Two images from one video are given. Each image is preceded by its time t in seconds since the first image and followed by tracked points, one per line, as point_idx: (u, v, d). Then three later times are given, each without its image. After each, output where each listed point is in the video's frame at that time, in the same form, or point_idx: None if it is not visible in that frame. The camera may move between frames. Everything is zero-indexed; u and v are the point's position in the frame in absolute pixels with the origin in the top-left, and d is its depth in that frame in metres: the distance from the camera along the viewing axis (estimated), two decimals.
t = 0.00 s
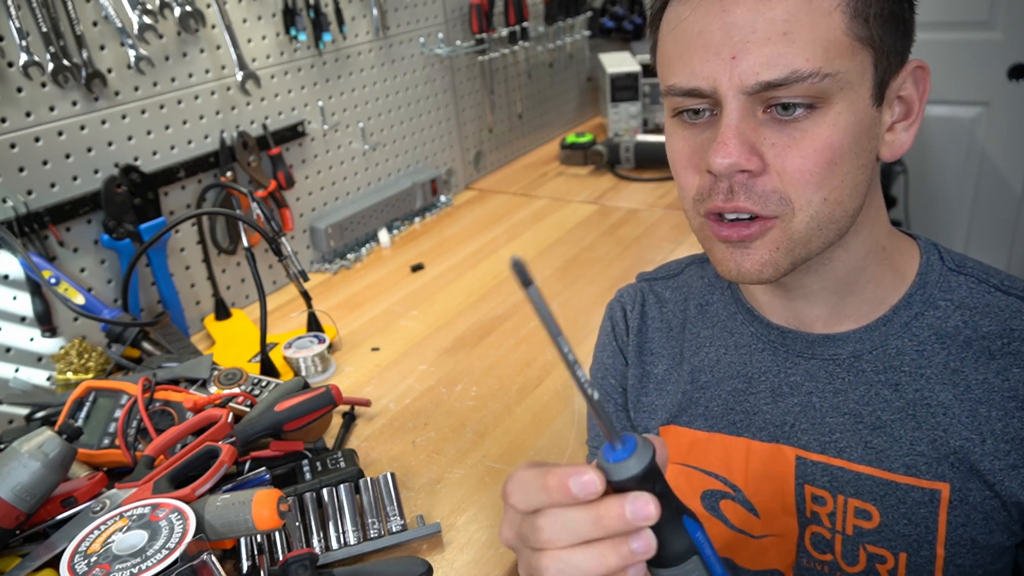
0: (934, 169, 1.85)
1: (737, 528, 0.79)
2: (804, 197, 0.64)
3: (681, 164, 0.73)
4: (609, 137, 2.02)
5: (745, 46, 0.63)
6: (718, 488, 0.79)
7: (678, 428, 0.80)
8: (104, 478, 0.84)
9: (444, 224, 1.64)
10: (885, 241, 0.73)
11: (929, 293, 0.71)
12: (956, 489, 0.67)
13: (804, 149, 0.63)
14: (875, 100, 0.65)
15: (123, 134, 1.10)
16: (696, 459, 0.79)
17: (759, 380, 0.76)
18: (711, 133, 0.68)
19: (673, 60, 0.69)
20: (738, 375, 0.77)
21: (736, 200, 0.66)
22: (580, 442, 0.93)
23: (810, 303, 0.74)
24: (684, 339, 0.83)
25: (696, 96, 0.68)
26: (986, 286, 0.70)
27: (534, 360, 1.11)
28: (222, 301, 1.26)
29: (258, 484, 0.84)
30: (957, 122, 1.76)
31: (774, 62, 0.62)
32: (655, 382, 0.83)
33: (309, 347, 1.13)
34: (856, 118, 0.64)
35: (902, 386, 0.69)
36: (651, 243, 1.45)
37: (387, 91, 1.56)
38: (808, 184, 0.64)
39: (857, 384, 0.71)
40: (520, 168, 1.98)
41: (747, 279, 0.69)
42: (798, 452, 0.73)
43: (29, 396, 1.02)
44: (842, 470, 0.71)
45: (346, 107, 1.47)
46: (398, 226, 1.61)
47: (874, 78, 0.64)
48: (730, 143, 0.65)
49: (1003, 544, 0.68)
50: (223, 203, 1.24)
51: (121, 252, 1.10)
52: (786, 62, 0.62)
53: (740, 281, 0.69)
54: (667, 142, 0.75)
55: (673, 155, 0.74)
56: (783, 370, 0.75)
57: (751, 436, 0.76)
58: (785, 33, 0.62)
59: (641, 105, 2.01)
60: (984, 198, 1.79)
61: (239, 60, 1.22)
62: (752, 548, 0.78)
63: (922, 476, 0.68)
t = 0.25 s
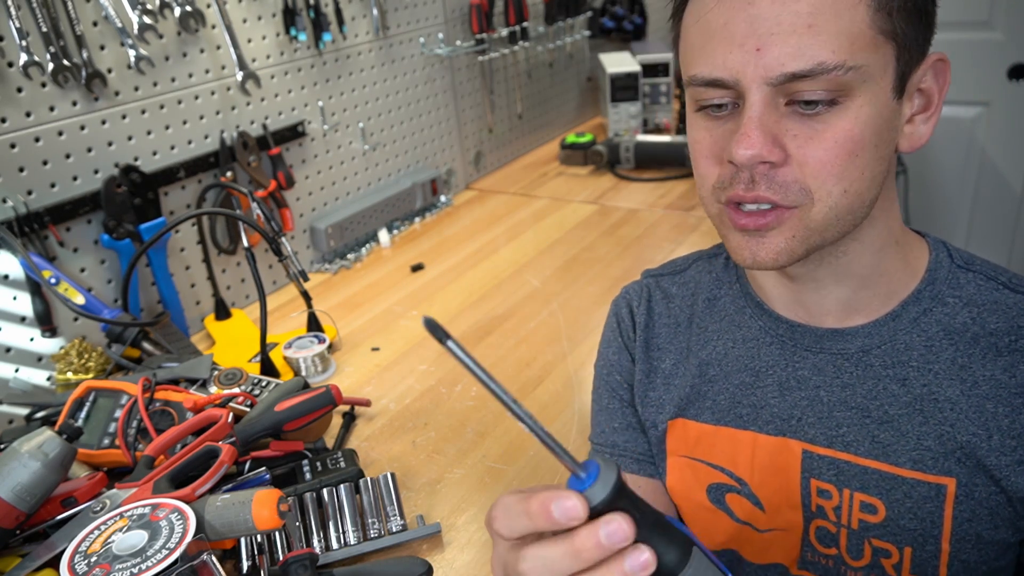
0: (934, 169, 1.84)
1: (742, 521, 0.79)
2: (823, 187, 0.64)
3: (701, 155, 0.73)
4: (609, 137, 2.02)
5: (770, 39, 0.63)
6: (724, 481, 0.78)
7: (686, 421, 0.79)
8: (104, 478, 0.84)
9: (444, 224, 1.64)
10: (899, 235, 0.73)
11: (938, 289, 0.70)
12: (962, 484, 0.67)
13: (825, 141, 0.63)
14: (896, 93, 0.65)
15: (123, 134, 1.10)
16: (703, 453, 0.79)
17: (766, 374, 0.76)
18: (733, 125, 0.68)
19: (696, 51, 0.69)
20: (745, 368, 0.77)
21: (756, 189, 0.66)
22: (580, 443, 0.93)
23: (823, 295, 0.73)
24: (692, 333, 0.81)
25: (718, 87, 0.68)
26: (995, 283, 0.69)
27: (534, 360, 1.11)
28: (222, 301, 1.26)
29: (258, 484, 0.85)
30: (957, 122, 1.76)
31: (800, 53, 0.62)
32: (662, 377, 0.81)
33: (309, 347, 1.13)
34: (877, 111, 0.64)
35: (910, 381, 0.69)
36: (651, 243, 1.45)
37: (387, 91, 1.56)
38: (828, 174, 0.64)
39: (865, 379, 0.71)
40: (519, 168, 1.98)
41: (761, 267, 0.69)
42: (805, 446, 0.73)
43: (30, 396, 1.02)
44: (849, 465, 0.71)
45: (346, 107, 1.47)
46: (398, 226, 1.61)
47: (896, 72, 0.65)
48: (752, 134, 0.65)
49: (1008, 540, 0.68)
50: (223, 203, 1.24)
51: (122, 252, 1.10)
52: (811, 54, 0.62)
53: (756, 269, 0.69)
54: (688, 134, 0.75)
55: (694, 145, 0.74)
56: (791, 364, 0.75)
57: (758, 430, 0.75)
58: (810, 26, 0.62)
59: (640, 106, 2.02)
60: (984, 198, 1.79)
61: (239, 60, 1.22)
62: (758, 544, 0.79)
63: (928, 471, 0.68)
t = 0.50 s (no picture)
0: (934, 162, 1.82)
1: (748, 516, 0.79)
2: (837, 184, 0.65)
3: (719, 149, 0.73)
4: (609, 137, 2.02)
5: (791, 32, 0.63)
6: (731, 476, 0.78)
7: (694, 415, 0.80)
8: (104, 478, 0.84)
9: (444, 224, 1.64)
10: (909, 233, 0.73)
11: (947, 286, 0.71)
12: (971, 480, 0.67)
13: (842, 137, 0.63)
14: (914, 90, 0.65)
15: (123, 134, 1.10)
16: (710, 446, 0.79)
17: (776, 368, 0.76)
18: (750, 119, 0.68)
19: (714, 44, 0.69)
20: (755, 363, 0.77)
21: (772, 182, 0.66)
22: (580, 443, 0.93)
23: (833, 296, 0.74)
24: (700, 328, 0.81)
25: (736, 81, 0.68)
26: (1005, 281, 0.70)
27: (534, 360, 1.11)
28: (222, 301, 1.26)
29: (258, 484, 0.85)
30: (957, 123, 1.76)
31: (821, 47, 0.62)
32: (671, 372, 0.81)
33: (309, 347, 1.13)
34: (895, 107, 0.64)
35: (920, 376, 0.69)
36: (651, 243, 1.44)
37: (387, 91, 1.56)
38: (844, 170, 0.64)
39: (875, 373, 0.71)
40: (519, 168, 1.98)
41: (777, 269, 0.69)
42: (814, 441, 0.73)
43: (30, 396, 1.02)
44: (858, 459, 0.71)
45: (346, 107, 1.47)
46: (398, 226, 1.61)
47: (914, 68, 0.65)
48: (770, 128, 0.65)
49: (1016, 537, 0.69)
50: (223, 203, 1.24)
51: (121, 252, 1.10)
52: (832, 48, 0.62)
53: (772, 270, 0.70)
54: (705, 129, 0.75)
55: (711, 139, 0.74)
56: (801, 359, 0.75)
57: (767, 425, 0.75)
58: (831, 21, 0.61)
59: (641, 106, 2.02)
60: (984, 198, 1.79)
61: (239, 60, 1.22)
62: (764, 539, 0.79)
63: (937, 465, 0.68)
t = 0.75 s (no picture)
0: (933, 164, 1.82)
1: (756, 514, 0.79)
2: (862, 177, 0.65)
3: (740, 141, 0.73)
4: (609, 137, 2.02)
5: (820, 24, 0.63)
6: (739, 473, 0.79)
7: (703, 412, 0.79)
8: (104, 478, 0.84)
9: (444, 224, 1.64)
10: (928, 232, 0.74)
11: (963, 288, 0.71)
12: (984, 482, 0.67)
13: (868, 131, 0.64)
14: (940, 87, 0.66)
15: (123, 134, 1.10)
16: (719, 443, 0.79)
17: (788, 366, 0.76)
18: (774, 112, 0.68)
19: (739, 34, 0.68)
20: (767, 360, 0.77)
21: (797, 176, 0.67)
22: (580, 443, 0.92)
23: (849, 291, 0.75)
24: (711, 325, 0.81)
25: (762, 73, 0.68)
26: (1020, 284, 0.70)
27: (534, 360, 1.11)
28: (222, 301, 1.26)
29: (258, 484, 0.85)
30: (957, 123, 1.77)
31: (850, 39, 0.62)
32: (680, 368, 0.81)
33: (309, 347, 1.13)
34: (922, 102, 0.64)
35: (934, 377, 0.70)
36: (651, 243, 1.44)
37: (386, 91, 1.56)
38: (870, 163, 0.64)
39: (889, 373, 0.71)
40: (518, 168, 1.98)
41: (797, 256, 0.69)
42: (826, 440, 0.73)
43: (30, 396, 1.02)
44: (870, 459, 0.71)
45: (346, 108, 1.47)
46: (398, 226, 1.61)
47: (941, 63, 0.65)
48: (797, 119, 0.65)
49: None
50: (223, 203, 1.24)
51: (121, 252, 1.10)
52: (862, 41, 0.62)
53: (793, 258, 0.70)
54: (727, 121, 0.75)
55: (732, 131, 0.74)
56: (814, 358, 0.75)
57: (778, 423, 0.75)
58: (861, 12, 0.62)
59: (641, 106, 2.02)
60: (983, 198, 1.79)
61: (239, 60, 1.22)
62: (770, 538, 0.79)
63: (950, 467, 0.68)
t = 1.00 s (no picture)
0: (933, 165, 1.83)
1: (762, 509, 0.79)
2: (869, 177, 0.65)
3: (744, 147, 0.73)
4: (609, 137, 2.02)
5: (816, 29, 0.63)
6: (746, 467, 0.79)
7: (710, 406, 0.80)
8: (104, 478, 0.84)
9: (444, 224, 1.64)
10: (933, 227, 0.74)
11: (971, 284, 0.72)
12: (991, 477, 0.68)
13: (871, 130, 0.64)
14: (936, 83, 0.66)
15: (123, 134, 1.10)
16: (726, 438, 0.79)
17: (796, 361, 0.76)
18: (777, 117, 0.69)
19: (735, 44, 0.70)
20: (775, 355, 0.77)
21: (804, 179, 0.67)
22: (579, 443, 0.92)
23: (855, 287, 0.75)
24: (719, 321, 0.82)
25: (761, 79, 0.68)
26: None
27: (534, 360, 1.11)
28: (222, 301, 1.26)
29: (258, 484, 0.85)
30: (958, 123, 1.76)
31: (847, 42, 0.62)
32: (688, 362, 0.82)
33: (309, 347, 1.13)
34: (920, 100, 0.65)
35: (942, 372, 0.70)
36: (651, 243, 1.44)
37: (387, 91, 1.56)
38: (873, 162, 0.65)
39: (897, 368, 0.72)
40: (518, 168, 1.97)
41: (809, 267, 0.70)
42: (833, 434, 0.74)
43: (30, 396, 1.02)
44: (877, 454, 0.72)
45: (346, 108, 1.47)
46: (398, 226, 1.61)
47: (937, 60, 0.65)
48: (799, 124, 0.65)
49: None
50: (223, 203, 1.24)
51: (122, 252, 1.10)
52: (859, 42, 0.62)
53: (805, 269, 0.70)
54: (728, 128, 0.76)
55: (736, 139, 0.75)
56: (822, 353, 0.75)
57: (785, 418, 0.76)
58: (857, 14, 0.62)
59: (641, 106, 2.02)
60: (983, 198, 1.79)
61: (239, 60, 1.22)
62: (775, 533, 0.79)
63: (957, 462, 0.69)
